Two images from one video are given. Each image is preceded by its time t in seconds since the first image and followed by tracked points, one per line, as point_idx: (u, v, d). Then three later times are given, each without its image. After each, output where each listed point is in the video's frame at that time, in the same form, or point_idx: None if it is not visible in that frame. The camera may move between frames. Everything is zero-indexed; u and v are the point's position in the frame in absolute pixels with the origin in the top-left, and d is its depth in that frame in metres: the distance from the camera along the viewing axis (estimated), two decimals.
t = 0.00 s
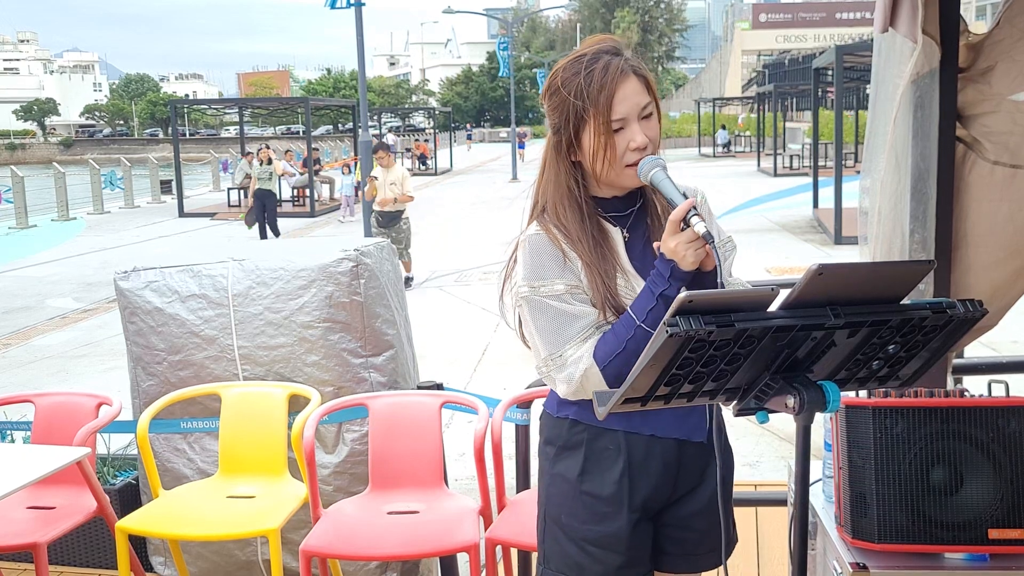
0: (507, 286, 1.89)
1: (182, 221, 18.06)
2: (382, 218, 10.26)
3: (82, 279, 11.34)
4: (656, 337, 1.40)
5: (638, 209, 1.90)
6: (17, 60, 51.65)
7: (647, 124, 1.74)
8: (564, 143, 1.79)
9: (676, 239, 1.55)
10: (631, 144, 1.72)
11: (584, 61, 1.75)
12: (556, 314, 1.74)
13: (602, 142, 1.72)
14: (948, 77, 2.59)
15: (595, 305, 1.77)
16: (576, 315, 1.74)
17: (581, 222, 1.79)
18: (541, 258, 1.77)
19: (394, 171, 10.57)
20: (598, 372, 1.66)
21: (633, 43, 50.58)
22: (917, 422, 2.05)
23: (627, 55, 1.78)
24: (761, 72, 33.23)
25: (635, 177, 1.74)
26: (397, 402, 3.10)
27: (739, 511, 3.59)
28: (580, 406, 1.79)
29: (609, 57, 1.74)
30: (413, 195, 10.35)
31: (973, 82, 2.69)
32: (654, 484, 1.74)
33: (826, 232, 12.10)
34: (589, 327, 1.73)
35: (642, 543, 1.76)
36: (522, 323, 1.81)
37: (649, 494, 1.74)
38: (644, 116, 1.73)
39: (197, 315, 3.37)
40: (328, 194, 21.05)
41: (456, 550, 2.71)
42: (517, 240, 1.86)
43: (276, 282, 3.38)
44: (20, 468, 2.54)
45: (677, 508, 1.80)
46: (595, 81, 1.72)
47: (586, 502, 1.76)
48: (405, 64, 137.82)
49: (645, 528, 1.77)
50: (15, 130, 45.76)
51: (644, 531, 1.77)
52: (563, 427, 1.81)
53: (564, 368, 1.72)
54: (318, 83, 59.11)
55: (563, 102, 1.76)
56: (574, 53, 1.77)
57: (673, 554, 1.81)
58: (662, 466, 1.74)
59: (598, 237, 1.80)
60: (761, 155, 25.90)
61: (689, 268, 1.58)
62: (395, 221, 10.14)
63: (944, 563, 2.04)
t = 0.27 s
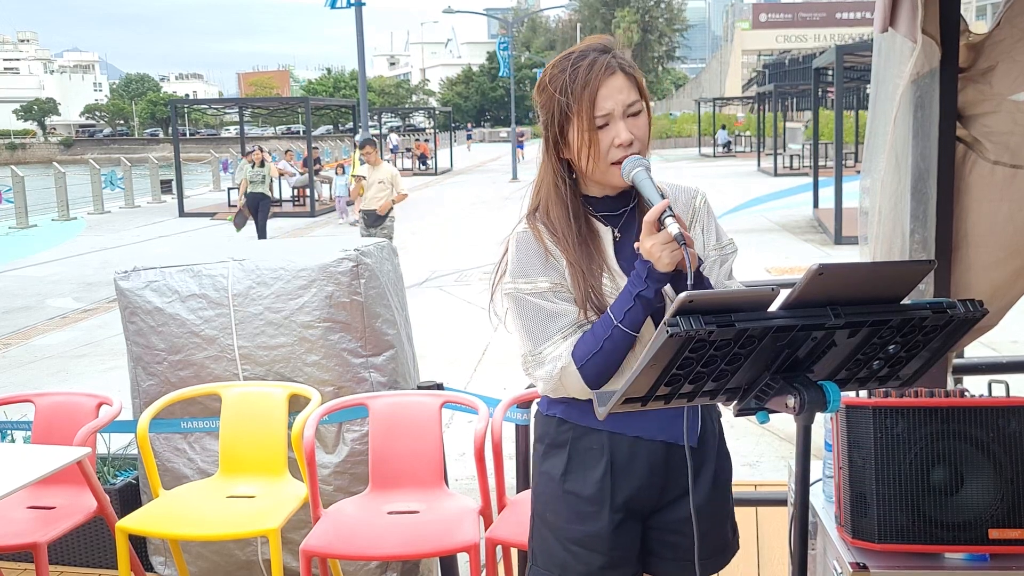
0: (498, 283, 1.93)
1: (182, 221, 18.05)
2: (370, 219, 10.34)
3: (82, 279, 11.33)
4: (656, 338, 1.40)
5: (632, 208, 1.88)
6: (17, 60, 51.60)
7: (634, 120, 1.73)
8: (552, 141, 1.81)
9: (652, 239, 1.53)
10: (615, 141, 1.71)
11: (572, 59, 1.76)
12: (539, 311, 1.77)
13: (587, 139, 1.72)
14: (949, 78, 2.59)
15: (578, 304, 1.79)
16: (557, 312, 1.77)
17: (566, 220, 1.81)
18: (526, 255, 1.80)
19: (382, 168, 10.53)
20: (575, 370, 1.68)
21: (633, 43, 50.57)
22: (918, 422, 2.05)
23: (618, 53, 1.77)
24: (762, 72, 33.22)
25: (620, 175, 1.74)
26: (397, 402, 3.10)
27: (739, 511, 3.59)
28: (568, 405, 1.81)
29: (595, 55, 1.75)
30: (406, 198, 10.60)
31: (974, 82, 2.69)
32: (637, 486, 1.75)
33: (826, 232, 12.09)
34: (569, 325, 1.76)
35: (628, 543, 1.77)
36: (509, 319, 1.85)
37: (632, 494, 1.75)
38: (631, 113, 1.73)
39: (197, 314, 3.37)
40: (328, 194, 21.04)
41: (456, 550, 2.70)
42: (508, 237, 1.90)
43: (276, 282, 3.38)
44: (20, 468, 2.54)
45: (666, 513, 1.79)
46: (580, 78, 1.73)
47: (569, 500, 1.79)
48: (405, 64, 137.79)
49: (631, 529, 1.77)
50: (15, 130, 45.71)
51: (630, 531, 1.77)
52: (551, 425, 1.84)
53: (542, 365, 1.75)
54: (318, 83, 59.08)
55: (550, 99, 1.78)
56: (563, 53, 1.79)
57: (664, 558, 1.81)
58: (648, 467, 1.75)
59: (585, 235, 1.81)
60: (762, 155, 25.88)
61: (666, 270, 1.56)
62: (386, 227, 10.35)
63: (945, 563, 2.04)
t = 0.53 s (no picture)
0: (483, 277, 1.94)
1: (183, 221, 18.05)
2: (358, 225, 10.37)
3: (82, 279, 11.33)
4: (656, 338, 1.40)
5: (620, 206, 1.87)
6: (17, 60, 51.59)
7: (622, 116, 1.72)
8: (540, 135, 1.82)
9: (630, 233, 1.57)
10: (601, 135, 1.71)
11: (563, 52, 1.77)
12: (519, 304, 1.78)
13: (573, 131, 1.73)
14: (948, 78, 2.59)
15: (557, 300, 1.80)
16: (536, 307, 1.78)
17: (551, 214, 1.81)
18: (508, 249, 1.82)
19: (373, 174, 10.49)
20: (552, 365, 1.70)
21: (633, 43, 50.55)
22: (918, 422, 2.05)
23: (610, 48, 1.77)
24: (762, 71, 33.20)
25: (604, 170, 1.73)
26: (397, 403, 3.10)
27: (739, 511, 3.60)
28: (553, 406, 1.82)
29: (587, 49, 1.75)
30: (394, 205, 10.78)
31: (974, 82, 2.69)
32: (620, 487, 1.74)
33: (826, 231, 12.09)
34: (548, 320, 1.77)
35: (612, 546, 1.76)
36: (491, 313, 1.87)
37: (615, 497, 1.74)
38: (619, 108, 1.73)
39: (197, 315, 3.37)
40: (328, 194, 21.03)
41: (456, 550, 2.71)
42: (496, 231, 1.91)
43: (277, 282, 3.37)
44: (20, 468, 2.54)
45: (650, 518, 1.79)
46: (569, 70, 1.73)
47: (553, 502, 1.78)
48: (405, 64, 137.75)
49: (616, 531, 1.77)
50: (15, 130, 45.70)
51: (615, 533, 1.77)
52: (538, 425, 1.84)
53: (519, 359, 1.76)
54: (318, 83, 59.07)
55: (539, 91, 1.78)
56: (556, 47, 1.79)
57: (652, 561, 1.80)
58: (631, 471, 1.74)
59: (569, 231, 1.81)
60: (762, 155, 25.86)
61: (641, 267, 1.60)
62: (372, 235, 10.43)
63: (945, 563, 2.04)
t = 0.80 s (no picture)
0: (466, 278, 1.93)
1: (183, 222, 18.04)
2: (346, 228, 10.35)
3: (82, 279, 11.33)
4: (657, 338, 1.40)
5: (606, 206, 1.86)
6: (16, 60, 51.57)
7: (609, 113, 1.73)
8: (526, 131, 1.81)
9: (615, 233, 1.59)
10: (588, 131, 1.71)
11: (550, 48, 1.77)
12: (503, 304, 1.78)
13: (560, 127, 1.72)
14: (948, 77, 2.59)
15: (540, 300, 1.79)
16: (520, 307, 1.77)
17: (537, 212, 1.80)
18: (492, 248, 1.80)
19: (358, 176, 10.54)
20: (534, 366, 1.69)
21: (633, 43, 50.57)
22: (918, 422, 2.05)
23: (597, 44, 1.78)
24: (762, 72, 33.21)
25: (591, 167, 1.73)
26: (397, 402, 3.10)
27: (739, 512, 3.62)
28: (534, 407, 1.82)
29: (574, 44, 1.75)
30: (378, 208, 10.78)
31: (974, 82, 2.69)
32: (601, 491, 1.73)
33: (826, 232, 12.09)
34: (532, 320, 1.77)
35: (592, 550, 1.74)
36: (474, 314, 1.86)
37: (595, 500, 1.74)
38: (606, 104, 1.73)
39: (197, 314, 3.37)
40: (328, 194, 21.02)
41: (456, 550, 2.71)
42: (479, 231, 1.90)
43: (277, 282, 3.37)
44: (20, 468, 2.54)
45: (633, 524, 1.78)
46: (556, 65, 1.73)
47: (532, 505, 1.77)
48: (405, 64, 137.67)
49: (598, 534, 1.76)
50: (15, 130, 45.67)
51: (595, 537, 1.75)
52: (518, 426, 1.84)
53: (502, 360, 1.75)
54: (318, 83, 59.05)
55: (525, 86, 1.78)
56: (542, 42, 1.79)
57: (635, 568, 1.79)
58: (612, 474, 1.74)
59: (555, 229, 1.81)
60: (762, 155, 25.87)
61: (627, 266, 1.60)
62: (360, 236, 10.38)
63: (945, 563, 2.04)
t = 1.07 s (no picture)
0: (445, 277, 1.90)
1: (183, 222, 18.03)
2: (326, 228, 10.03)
3: (82, 279, 11.31)
4: (656, 337, 1.40)
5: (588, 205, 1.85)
6: (15, 60, 51.52)
7: (594, 110, 1.72)
8: (509, 128, 1.80)
9: (600, 229, 1.58)
10: (573, 129, 1.70)
11: (535, 44, 1.76)
12: (483, 303, 1.75)
13: (544, 124, 1.71)
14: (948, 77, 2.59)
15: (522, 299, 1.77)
16: (501, 306, 1.75)
17: (520, 210, 1.78)
18: (473, 246, 1.78)
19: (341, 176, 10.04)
20: (517, 366, 1.67)
21: (633, 42, 50.54)
22: (918, 422, 2.05)
23: (584, 41, 1.77)
24: (762, 72, 33.19)
25: (576, 165, 1.72)
26: (397, 402, 3.10)
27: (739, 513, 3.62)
28: (511, 410, 1.77)
29: (560, 40, 1.75)
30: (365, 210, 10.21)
31: (974, 82, 2.69)
32: (579, 496, 1.70)
33: (826, 231, 12.08)
34: (514, 319, 1.75)
35: (568, 557, 1.71)
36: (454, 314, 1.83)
37: (573, 505, 1.70)
38: (591, 102, 1.72)
39: (197, 314, 3.37)
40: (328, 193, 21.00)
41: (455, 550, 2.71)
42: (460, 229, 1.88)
43: (277, 282, 3.37)
44: (20, 468, 2.53)
45: (613, 532, 1.74)
46: (542, 61, 1.72)
47: (508, 511, 1.72)
48: (405, 64, 137.61)
49: (574, 541, 1.72)
50: (15, 130, 45.61)
51: (571, 543, 1.71)
52: (494, 430, 1.80)
53: (482, 360, 1.73)
54: (318, 82, 58.99)
55: (510, 82, 1.76)
56: (527, 38, 1.78)
57: None
58: (590, 480, 1.70)
59: (538, 228, 1.79)
60: (762, 155, 25.84)
61: (612, 262, 1.60)
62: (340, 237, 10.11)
63: (945, 562, 2.04)
